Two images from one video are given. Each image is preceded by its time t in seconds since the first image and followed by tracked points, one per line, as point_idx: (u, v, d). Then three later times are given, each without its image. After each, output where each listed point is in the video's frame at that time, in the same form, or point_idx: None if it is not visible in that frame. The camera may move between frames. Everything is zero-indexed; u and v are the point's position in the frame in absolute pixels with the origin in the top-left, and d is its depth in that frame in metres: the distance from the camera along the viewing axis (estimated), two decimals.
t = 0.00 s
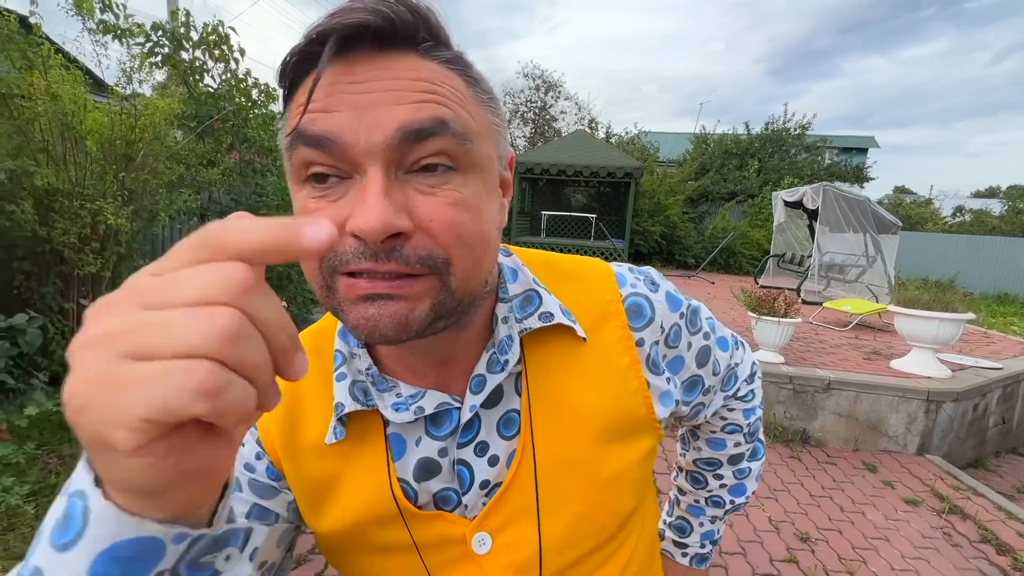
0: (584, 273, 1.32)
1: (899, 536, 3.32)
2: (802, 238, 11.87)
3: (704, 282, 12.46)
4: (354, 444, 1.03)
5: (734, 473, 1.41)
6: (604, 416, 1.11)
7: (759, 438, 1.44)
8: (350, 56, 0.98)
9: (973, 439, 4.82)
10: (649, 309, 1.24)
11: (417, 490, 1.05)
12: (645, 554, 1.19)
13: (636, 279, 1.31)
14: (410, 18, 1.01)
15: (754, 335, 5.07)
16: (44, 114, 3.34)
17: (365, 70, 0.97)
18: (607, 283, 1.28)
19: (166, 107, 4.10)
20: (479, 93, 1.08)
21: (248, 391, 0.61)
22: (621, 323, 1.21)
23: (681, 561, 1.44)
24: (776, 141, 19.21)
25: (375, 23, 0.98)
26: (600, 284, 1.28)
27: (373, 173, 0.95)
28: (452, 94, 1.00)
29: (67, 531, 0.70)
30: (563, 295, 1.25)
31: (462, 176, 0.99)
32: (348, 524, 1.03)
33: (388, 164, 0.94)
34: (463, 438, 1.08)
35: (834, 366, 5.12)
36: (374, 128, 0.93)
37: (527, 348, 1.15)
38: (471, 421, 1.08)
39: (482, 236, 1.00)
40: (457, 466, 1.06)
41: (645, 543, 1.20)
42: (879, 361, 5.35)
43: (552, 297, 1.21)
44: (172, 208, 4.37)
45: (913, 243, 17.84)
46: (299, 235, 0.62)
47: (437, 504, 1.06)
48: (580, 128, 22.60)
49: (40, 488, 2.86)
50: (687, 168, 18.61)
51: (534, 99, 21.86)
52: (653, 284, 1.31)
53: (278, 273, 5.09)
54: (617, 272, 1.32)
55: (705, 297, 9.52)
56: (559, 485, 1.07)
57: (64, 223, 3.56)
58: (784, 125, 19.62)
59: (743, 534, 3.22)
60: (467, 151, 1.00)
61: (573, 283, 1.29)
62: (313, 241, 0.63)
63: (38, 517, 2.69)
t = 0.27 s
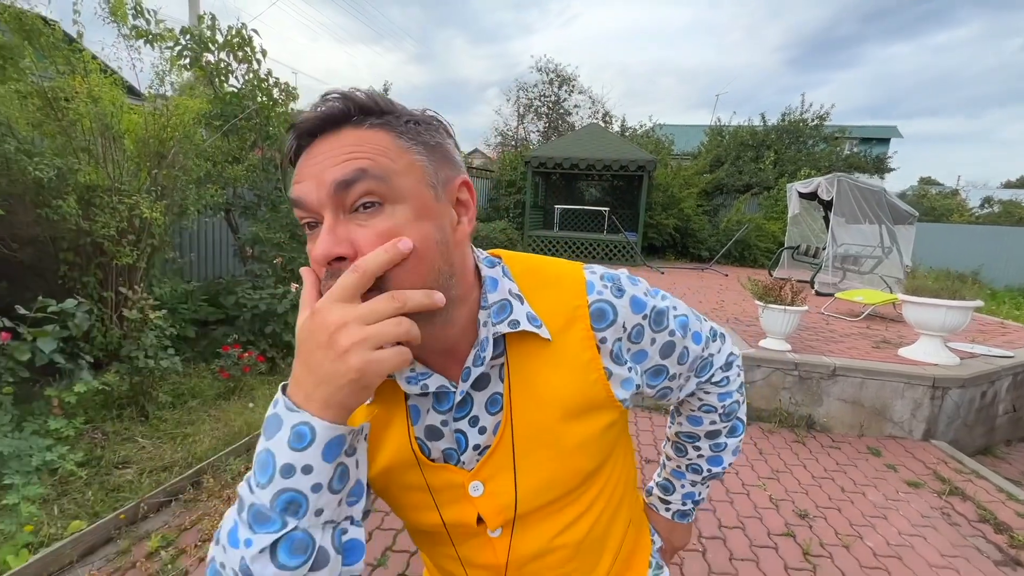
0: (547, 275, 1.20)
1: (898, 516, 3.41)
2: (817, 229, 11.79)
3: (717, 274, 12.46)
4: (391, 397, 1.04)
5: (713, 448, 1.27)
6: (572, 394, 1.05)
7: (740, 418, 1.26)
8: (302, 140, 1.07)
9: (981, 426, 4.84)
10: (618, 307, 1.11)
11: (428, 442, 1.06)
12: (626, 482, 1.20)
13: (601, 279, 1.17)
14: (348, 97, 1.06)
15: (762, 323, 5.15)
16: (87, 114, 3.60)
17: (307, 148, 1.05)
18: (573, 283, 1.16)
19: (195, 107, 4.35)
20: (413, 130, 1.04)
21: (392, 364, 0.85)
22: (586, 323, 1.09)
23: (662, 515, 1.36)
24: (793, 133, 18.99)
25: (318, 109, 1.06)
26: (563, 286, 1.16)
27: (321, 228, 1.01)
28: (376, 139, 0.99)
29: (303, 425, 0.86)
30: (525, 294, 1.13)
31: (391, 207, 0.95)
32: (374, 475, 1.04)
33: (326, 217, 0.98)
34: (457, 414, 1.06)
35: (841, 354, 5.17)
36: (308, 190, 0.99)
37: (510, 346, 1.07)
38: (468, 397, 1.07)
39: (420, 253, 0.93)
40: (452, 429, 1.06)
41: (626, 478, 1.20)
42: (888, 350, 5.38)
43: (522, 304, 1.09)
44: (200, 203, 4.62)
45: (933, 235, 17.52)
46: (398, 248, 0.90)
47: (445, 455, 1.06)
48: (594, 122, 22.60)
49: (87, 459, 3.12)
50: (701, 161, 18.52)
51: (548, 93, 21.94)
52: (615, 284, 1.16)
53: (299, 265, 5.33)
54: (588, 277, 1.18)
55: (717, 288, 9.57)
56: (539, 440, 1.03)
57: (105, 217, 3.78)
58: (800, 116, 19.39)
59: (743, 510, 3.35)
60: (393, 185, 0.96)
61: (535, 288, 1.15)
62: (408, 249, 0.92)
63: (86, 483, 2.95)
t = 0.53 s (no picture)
0: (512, 257, 1.30)
1: (890, 487, 3.55)
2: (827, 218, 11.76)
3: (727, 263, 12.49)
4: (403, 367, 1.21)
5: (685, 389, 1.44)
6: (548, 353, 1.19)
7: (707, 361, 1.42)
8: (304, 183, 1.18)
9: (982, 406, 4.92)
10: (577, 280, 1.23)
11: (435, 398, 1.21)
12: (607, 418, 1.34)
13: (561, 258, 1.27)
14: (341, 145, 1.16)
15: (763, 307, 5.28)
16: (119, 110, 3.84)
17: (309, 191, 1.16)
18: (537, 265, 1.27)
19: (216, 102, 4.58)
20: (393, 166, 1.13)
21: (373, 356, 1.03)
22: (550, 299, 1.22)
23: (649, 447, 1.53)
24: (805, 121, 18.81)
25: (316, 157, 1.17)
26: (527, 268, 1.27)
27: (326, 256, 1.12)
28: (362, 178, 1.09)
29: (330, 399, 1.08)
30: (496, 277, 1.25)
31: (378, 233, 1.06)
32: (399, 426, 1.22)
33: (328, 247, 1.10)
34: (454, 379, 1.20)
35: (843, 337, 5.27)
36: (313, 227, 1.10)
37: (492, 323, 1.20)
38: (462, 366, 1.20)
39: (407, 273, 1.07)
40: (450, 390, 1.21)
41: (605, 416, 1.34)
42: (890, 333, 5.47)
43: (493, 288, 1.20)
44: (223, 193, 4.85)
45: (949, 223, 17.28)
46: (393, 287, 1.04)
47: (450, 411, 1.21)
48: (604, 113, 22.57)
49: (127, 429, 3.39)
50: (712, 151, 18.44)
51: (557, 84, 21.95)
52: (572, 261, 1.27)
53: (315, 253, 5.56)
54: (551, 257, 1.28)
55: (725, 276, 9.64)
56: (524, 386, 1.18)
57: (136, 207, 4.01)
58: (813, 104, 19.19)
59: (739, 481, 3.51)
60: (379, 214, 1.06)
61: (502, 272, 1.27)
62: (404, 288, 1.05)
63: (127, 451, 3.22)
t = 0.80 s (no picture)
0: (508, 244, 1.38)
1: (886, 464, 3.68)
2: (834, 207, 11.77)
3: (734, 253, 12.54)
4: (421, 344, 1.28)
5: (672, 359, 1.58)
6: (550, 324, 1.28)
7: (691, 333, 1.56)
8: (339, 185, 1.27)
9: (982, 389, 5.01)
10: (571, 264, 1.31)
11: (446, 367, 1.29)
12: (602, 381, 1.44)
13: (556, 245, 1.36)
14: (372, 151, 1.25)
15: (766, 294, 5.40)
16: (145, 108, 4.05)
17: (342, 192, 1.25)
18: (534, 250, 1.35)
19: (235, 99, 4.77)
20: (417, 169, 1.23)
21: (400, 335, 1.12)
22: (549, 279, 1.32)
23: (642, 410, 1.69)
24: (814, 110, 18.69)
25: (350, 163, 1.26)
26: (525, 253, 1.35)
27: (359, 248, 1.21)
28: (391, 179, 1.18)
29: (362, 368, 1.19)
30: (497, 260, 1.32)
31: (408, 226, 1.16)
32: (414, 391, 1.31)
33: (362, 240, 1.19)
34: (465, 351, 1.27)
35: (845, 322, 5.38)
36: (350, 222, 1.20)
37: (496, 302, 1.29)
38: (473, 339, 1.28)
39: (430, 264, 1.17)
40: (461, 359, 1.28)
41: (599, 380, 1.44)
42: (892, 319, 5.57)
43: (498, 271, 1.29)
44: (242, 187, 5.05)
45: (960, 211, 17.14)
46: (416, 274, 1.13)
47: (462, 378, 1.29)
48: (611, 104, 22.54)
49: (160, 408, 3.62)
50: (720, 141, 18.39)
51: (564, 76, 21.96)
52: (566, 247, 1.36)
53: (330, 244, 5.75)
54: (546, 245, 1.37)
55: (731, 266, 9.72)
56: (527, 354, 1.27)
57: (162, 199, 4.18)
58: (823, 92, 19.05)
59: (738, 458, 3.67)
60: (409, 210, 1.16)
61: (502, 256, 1.35)
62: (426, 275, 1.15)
63: (160, 428, 3.44)
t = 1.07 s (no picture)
0: (527, 230, 1.53)
1: (884, 445, 3.82)
2: (842, 198, 11.78)
3: (741, 244, 12.59)
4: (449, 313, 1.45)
5: (670, 333, 1.74)
6: (563, 304, 1.45)
7: (687, 311, 1.70)
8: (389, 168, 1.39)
9: (983, 375, 5.12)
10: (582, 250, 1.46)
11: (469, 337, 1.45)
12: (608, 354, 1.61)
13: (570, 233, 1.51)
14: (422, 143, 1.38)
15: (770, 283, 5.53)
16: (170, 107, 4.24)
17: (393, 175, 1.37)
18: (550, 236, 1.50)
19: (254, 97, 4.94)
20: (460, 162, 1.39)
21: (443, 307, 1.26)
22: (563, 264, 1.47)
23: (641, 380, 1.85)
24: (823, 100, 18.58)
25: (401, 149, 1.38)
26: (542, 239, 1.50)
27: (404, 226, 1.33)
28: (442, 169, 1.32)
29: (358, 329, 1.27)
30: (518, 245, 1.48)
31: (455, 212, 1.31)
32: (441, 359, 1.47)
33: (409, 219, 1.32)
34: (487, 324, 1.44)
35: (848, 311, 5.49)
36: (399, 201, 1.32)
37: (515, 282, 1.44)
38: (494, 314, 1.44)
39: (472, 247, 1.33)
40: (482, 331, 1.44)
41: (605, 352, 1.60)
42: (894, 308, 5.67)
43: (520, 254, 1.45)
44: (260, 181, 5.23)
45: (971, 201, 17.00)
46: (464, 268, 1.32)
47: (484, 348, 1.45)
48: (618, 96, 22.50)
49: (191, 391, 3.84)
50: (727, 132, 18.35)
51: (571, 68, 21.93)
52: (579, 235, 1.50)
53: (344, 237, 5.93)
54: (561, 232, 1.51)
55: (738, 256, 9.81)
56: (543, 329, 1.43)
57: (187, 194, 4.35)
58: (832, 82, 18.92)
59: (741, 439, 3.83)
60: (456, 198, 1.31)
61: (522, 241, 1.50)
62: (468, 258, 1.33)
63: (192, 410, 3.66)
